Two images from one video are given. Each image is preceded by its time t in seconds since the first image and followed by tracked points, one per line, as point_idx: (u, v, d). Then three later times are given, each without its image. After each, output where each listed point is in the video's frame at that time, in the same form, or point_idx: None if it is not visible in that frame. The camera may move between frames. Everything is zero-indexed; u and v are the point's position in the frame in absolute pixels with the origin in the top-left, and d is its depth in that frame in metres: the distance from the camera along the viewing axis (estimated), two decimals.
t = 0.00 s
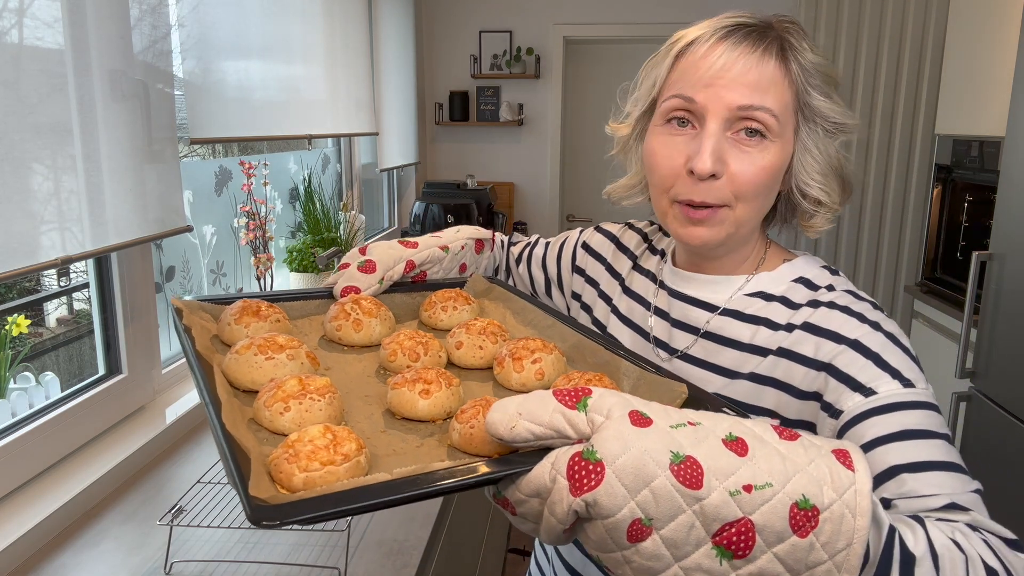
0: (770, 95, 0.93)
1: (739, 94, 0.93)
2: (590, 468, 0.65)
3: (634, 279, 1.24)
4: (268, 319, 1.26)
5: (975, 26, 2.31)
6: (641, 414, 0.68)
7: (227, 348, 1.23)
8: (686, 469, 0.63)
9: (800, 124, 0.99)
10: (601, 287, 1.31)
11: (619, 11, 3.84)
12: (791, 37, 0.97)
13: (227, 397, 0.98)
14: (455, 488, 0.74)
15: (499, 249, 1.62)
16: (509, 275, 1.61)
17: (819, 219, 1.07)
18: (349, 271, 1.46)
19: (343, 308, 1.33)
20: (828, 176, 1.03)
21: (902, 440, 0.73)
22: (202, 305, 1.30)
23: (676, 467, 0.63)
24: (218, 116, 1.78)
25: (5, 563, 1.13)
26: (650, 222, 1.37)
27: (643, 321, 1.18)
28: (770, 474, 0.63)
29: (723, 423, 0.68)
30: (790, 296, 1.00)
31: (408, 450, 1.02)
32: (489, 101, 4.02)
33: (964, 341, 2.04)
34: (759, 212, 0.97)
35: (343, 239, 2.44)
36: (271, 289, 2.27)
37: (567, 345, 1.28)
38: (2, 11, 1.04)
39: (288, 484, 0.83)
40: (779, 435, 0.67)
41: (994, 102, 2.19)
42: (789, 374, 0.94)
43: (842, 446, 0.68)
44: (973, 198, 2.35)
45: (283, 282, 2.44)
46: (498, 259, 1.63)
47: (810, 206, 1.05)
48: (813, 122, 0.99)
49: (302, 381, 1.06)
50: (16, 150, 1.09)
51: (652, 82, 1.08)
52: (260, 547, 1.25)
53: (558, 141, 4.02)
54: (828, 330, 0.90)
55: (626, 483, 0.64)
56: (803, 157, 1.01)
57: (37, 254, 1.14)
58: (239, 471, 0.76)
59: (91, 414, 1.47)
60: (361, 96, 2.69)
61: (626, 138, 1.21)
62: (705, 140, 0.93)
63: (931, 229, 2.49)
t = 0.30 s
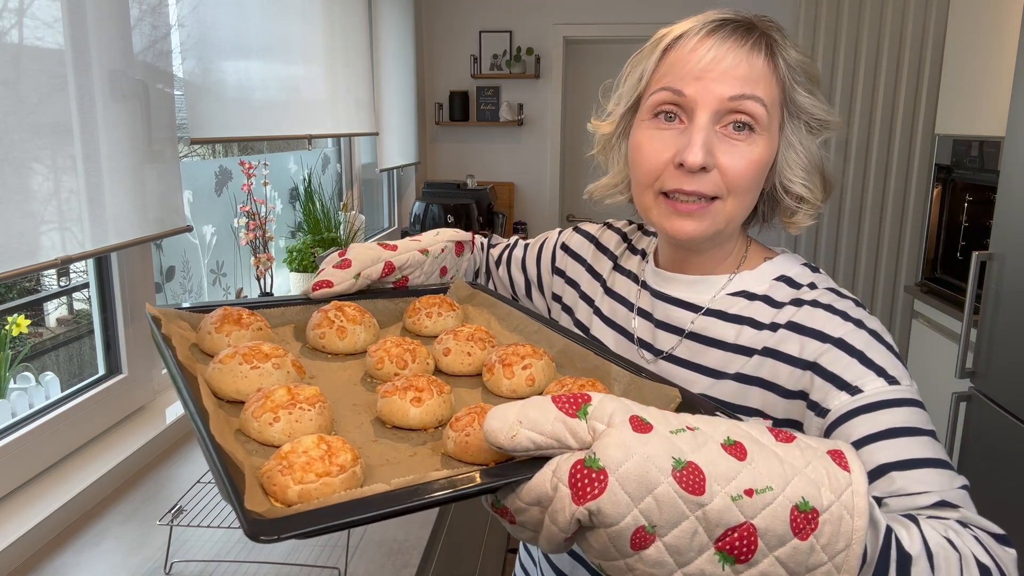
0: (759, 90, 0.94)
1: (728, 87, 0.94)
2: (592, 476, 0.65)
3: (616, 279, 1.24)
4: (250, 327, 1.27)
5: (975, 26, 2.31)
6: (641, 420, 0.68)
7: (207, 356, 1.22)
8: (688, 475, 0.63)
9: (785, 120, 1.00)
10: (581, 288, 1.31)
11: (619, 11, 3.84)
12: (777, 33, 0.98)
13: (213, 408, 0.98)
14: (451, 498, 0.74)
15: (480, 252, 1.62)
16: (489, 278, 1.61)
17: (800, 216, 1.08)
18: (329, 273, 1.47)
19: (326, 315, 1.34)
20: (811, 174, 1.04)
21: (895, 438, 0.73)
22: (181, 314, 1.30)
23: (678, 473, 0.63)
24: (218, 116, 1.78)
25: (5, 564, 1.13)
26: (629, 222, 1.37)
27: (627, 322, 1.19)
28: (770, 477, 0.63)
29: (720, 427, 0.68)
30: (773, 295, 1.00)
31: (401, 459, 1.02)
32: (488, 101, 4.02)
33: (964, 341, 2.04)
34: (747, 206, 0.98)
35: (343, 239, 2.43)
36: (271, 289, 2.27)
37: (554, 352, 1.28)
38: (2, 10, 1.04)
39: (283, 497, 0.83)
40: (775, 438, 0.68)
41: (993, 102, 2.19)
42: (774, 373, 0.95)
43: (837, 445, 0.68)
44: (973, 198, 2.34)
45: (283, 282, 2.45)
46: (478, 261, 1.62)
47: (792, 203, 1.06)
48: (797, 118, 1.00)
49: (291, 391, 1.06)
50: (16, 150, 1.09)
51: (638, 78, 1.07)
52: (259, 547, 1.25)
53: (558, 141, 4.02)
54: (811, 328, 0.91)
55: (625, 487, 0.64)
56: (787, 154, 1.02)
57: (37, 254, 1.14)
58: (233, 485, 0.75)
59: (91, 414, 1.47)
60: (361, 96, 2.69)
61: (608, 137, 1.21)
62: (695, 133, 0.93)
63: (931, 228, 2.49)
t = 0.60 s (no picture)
0: (755, 91, 0.94)
1: (724, 89, 0.94)
2: (596, 493, 0.65)
3: (611, 281, 1.25)
4: (242, 330, 1.26)
5: (975, 25, 2.31)
6: (645, 433, 0.68)
7: (201, 359, 1.23)
8: (691, 494, 0.65)
9: (782, 121, 1.00)
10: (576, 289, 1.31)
11: (619, 11, 3.84)
12: (774, 33, 0.98)
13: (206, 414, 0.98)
14: (444, 508, 0.73)
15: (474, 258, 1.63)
16: (484, 283, 1.62)
17: (797, 218, 1.08)
18: (320, 276, 1.47)
19: (320, 318, 1.34)
20: (807, 175, 1.04)
21: (891, 449, 0.74)
22: (174, 317, 1.30)
23: (682, 492, 0.65)
24: (219, 116, 1.78)
25: (5, 563, 1.13)
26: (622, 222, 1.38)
27: (623, 324, 1.19)
28: (769, 496, 0.65)
29: (720, 441, 0.69)
30: (770, 298, 1.00)
31: (397, 465, 1.02)
32: (489, 101, 4.02)
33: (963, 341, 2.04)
34: (743, 208, 0.98)
35: (343, 239, 2.44)
36: (271, 289, 2.28)
37: (551, 355, 1.29)
38: (2, 10, 1.04)
39: (279, 505, 0.84)
40: (774, 452, 0.69)
41: (993, 102, 2.19)
42: (771, 377, 0.95)
43: (832, 458, 0.70)
44: (973, 198, 2.34)
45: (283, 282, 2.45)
46: (471, 268, 1.64)
47: (788, 204, 1.06)
48: (794, 120, 1.00)
49: (286, 396, 1.06)
50: (16, 150, 1.09)
51: (634, 78, 1.07)
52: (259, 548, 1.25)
53: (558, 141, 4.02)
54: (809, 333, 0.91)
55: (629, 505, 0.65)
56: (784, 155, 1.02)
57: (37, 254, 1.14)
58: (228, 495, 0.75)
59: (91, 414, 1.48)
60: (361, 96, 2.69)
61: (605, 137, 1.21)
62: (690, 136, 0.93)
63: (931, 228, 2.49)
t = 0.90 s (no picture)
0: (756, 90, 0.94)
1: (724, 89, 0.94)
2: (599, 513, 0.68)
3: (615, 283, 1.26)
4: (246, 322, 1.27)
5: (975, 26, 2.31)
6: (655, 455, 0.69)
7: (202, 348, 1.23)
8: (689, 523, 0.68)
9: (786, 120, 1.00)
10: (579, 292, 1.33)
11: (619, 11, 3.84)
12: (774, 31, 0.98)
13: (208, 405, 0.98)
14: (413, 509, 0.72)
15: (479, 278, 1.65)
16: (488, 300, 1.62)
17: (804, 217, 1.08)
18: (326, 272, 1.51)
19: (324, 313, 1.34)
20: (814, 174, 1.04)
21: (877, 471, 0.78)
22: (179, 308, 1.30)
23: (680, 520, 0.68)
24: (219, 116, 1.78)
25: (5, 563, 1.13)
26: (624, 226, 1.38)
27: (627, 326, 1.19)
28: (761, 531, 0.69)
29: (723, 466, 0.71)
30: (777, 301, 1.01)
31: (397, 462, 1.02)
32: (488, 101, 4.02)
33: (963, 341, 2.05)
34: (747, 208, 0.98)
35: (343, 239, 2.43)
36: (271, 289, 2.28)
37: (553, 360, 1.29)
38: (2, 10, 1.04)
39: (278, 496, 0.83)
40: (773, 479, 0.72)
41: (994, 102, 2.19)
42: (777, 383, 0.95)
43: (827, 488, 0.73)
44: (973, 198, 2.34)
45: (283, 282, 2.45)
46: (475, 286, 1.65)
47: (795, 204, 1.06)
48: (799, 118, 1.00)
49: (288, 388, 1.07)
50: (16, 150, 1.09)
51: (635, 79, 1.07)
52: (259, 548, 1.25)
53: (558, 141, 4.02)
54: (816, 340, 0.91)
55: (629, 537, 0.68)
56: (789, 154, 1.02)
57: (37, 254, 1.14)
58: (226, 484, 0.75)
59: (91, 414, 1.48)
60: (361, 96, 2.69)
61: (610, 138, 1.21)
62: (691, 135, 0.93)
63: (931, 228, 2.49)
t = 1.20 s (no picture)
0: (759, 89, 0.94)
1: (727, 89, 0.94)
2: (594, 554, 0.74)
3: (622, 285, 1.27)
4: (253, 326, 1.27)
5: (974, 27, 2.32)
6: (651, 495, 0.76)
7: (209, 351, 1.23)
8: (676, 560, 0.75)
9: (791, 120, 1.00)
10: (584, 294, 1.34)
11: (619, 11, 3.84)
12: (779, 31, 0.98)
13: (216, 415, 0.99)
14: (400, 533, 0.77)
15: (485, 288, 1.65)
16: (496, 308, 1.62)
17: (811, 218, 1.07)
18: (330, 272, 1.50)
19: (330, 317, 1.34)
20: (821, 174, 1.04)
21: (861, 493, 0.83)
22: (186, 307, 1.30)
23: (668, 558, 0.75)
24: (219, 116, 1.78)
25: (5, 563, 1.13)
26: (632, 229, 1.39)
27: (634, 328, 1.20)
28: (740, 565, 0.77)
29: (714, 503, 0.78)
30: (786, 305, 1.02)
31: (400, 475, 1.03)
32: (489, 101, 4.02)
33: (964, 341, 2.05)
34: (752, 209, 0.97)
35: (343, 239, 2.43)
36: (271, 289, 2.28)
37: (555, 371, 1.31)
38: (2, 10, 1.05)
39: (285, 513, 0.84)
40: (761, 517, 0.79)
41: (994, 101, 2.19)
42: (782, 389, 0.97)
43: (809, 525, 0.80)
44: (973, 198, 2.34)
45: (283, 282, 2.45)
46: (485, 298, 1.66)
47: (802, 205, 1.06)
48: (805, 117, 1.00)
49: (296, 400, 1.07)
50: (16, 150, 1.09)
51: (639, 81, 1.08)
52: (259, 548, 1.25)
53: (558, 141, 4.02)
54: (826, 349, 0.93)
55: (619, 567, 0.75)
56: (796, 155, 1.02)
57: (37, 254, 1.14)
58: (231, 498, 0.78)
59: (91, 414, 1.48)
60: (361, 96, 2.69)
61: (615, 139, 1.22)
62: (694, 137, 0.94)
63: (931, 229, 2.49)
